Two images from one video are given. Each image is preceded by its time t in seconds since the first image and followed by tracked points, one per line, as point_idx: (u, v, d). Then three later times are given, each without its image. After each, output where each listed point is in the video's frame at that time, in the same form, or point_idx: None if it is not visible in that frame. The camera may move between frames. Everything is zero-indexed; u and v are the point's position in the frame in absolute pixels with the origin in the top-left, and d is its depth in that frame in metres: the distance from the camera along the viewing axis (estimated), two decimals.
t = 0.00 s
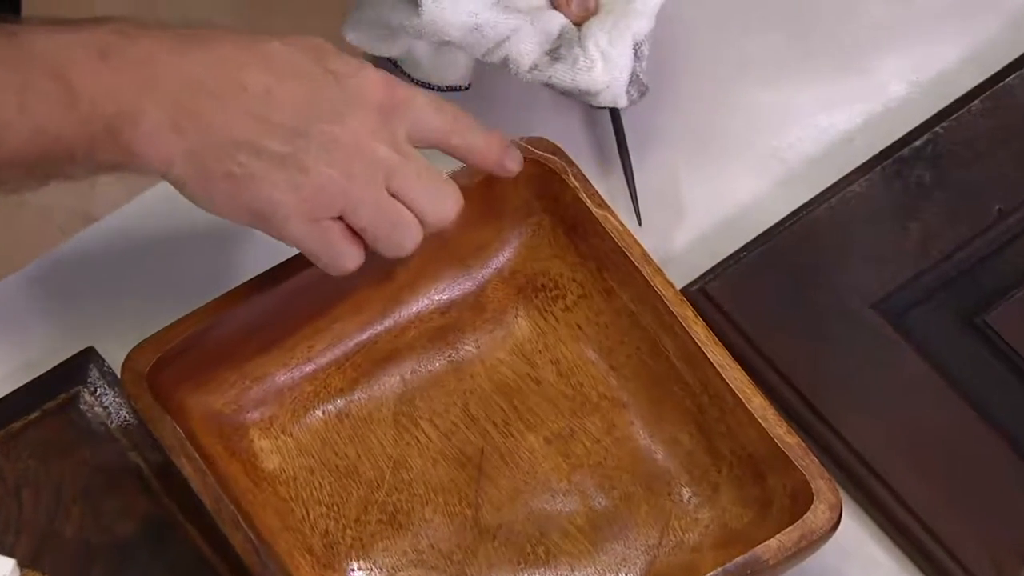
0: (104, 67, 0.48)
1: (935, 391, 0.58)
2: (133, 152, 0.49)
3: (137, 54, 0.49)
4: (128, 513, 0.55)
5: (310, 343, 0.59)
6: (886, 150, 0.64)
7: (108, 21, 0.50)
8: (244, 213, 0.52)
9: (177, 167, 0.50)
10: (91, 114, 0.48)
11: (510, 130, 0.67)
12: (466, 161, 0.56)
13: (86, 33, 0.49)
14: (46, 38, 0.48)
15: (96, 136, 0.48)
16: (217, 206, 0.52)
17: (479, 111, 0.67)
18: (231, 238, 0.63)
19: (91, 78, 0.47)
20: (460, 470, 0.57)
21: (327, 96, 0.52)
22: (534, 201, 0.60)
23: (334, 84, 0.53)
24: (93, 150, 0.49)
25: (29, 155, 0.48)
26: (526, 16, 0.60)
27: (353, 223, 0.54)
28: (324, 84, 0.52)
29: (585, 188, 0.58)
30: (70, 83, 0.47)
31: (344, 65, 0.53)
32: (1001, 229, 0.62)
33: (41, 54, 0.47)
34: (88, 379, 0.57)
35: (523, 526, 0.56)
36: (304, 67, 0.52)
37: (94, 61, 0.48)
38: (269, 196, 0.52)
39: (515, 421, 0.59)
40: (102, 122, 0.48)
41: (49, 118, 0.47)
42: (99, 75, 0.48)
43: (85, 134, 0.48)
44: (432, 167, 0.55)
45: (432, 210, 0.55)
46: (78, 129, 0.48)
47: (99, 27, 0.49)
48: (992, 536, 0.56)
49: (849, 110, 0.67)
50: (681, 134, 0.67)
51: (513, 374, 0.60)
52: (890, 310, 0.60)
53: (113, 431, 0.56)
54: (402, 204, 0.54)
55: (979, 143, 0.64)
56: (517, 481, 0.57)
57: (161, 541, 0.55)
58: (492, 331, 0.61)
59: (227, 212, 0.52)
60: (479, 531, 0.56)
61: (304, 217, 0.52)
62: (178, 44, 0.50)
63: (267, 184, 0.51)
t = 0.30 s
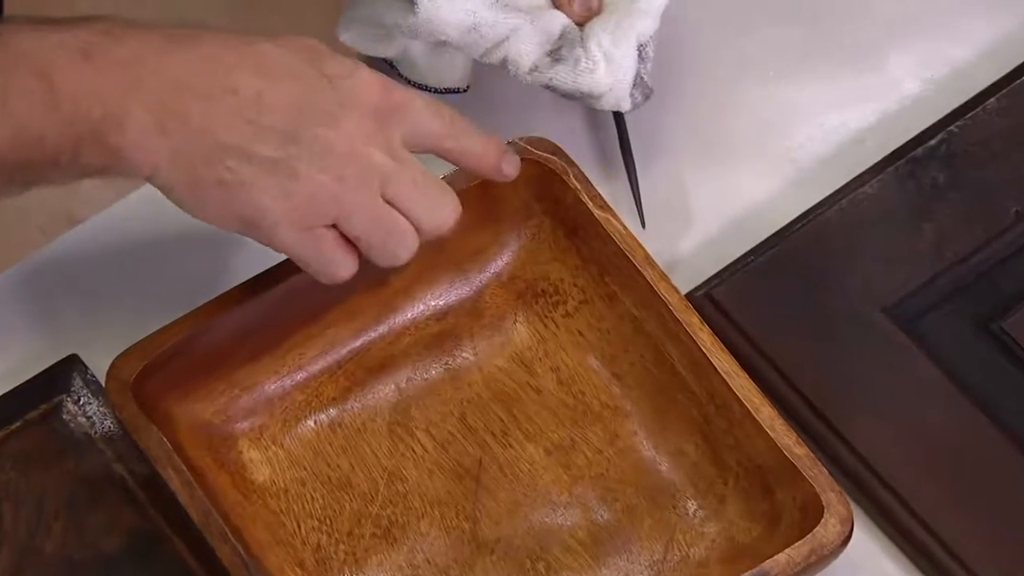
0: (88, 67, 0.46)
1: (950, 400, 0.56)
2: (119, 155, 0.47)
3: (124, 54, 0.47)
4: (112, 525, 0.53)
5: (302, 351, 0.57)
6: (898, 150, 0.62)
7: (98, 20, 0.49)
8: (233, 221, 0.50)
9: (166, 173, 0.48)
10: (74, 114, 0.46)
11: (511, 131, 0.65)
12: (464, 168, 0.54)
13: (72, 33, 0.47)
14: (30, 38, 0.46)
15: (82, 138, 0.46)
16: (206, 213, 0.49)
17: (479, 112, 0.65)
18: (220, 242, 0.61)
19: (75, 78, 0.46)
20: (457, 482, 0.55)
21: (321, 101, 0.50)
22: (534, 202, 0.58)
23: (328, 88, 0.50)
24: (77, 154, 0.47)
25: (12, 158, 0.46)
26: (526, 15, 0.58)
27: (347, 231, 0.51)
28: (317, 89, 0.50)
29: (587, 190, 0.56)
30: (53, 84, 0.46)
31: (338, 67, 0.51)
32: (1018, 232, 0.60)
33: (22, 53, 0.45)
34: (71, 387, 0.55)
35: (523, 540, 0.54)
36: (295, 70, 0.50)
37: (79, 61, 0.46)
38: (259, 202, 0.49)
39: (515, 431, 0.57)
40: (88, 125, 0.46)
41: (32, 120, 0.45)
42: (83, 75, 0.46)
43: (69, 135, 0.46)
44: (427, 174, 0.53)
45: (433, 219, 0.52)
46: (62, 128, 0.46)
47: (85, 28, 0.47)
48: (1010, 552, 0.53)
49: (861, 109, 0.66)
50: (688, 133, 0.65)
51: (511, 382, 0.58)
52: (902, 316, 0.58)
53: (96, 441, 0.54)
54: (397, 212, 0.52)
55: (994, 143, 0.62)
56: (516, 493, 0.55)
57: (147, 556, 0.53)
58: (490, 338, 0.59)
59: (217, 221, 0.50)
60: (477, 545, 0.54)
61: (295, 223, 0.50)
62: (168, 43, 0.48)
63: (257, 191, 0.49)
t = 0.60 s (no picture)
0: (70, 68, 0.44)
1: (965, 409, 0.54)
2: (101, 159, 0.45)
3: (106, 55, 0.45)
4: (94, 539, 0.51)
5: (293, 358, 0.55)
6: (910, 150, 0.60)
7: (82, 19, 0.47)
8: (219, 228, 0.48)
9: (151, 179, 0.46)
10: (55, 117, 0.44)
11: (508, 131, 0.63)
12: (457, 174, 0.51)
13: (53, 32, 0.45)
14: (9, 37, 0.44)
15: (63, 141, 0.44)
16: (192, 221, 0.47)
17: (477, 113, 0.63)
18: (212, 245, 0.59)
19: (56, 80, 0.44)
20: (452, 494, 0.53)
21: (311, 104, 0.48)
22: (533, 204, 0.56)
23: (318, 90, 0.48)
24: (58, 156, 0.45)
25: None
26: (523, 13, 0.56)
27: (338, 239, 0.49)
28: (307, 91, 0.48)
29: (587, 191, 0.54)
30: (34, 86, 0.44)
31: (328, 69, 0.49)
32: None
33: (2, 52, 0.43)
34: (53, 397, 0.53)
35: (521, 554, 0.52)
36: (284, 72, 0.48)
37: (60, 62, 0.44)
38: (246, 209, 0.47)
39: (512, 442, 0.55)
40: (69, 128, 0.44)
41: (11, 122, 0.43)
42: (64, 76, 0.44)
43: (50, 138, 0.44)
44: (420, 179, 0.50)
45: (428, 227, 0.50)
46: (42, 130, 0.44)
47: (66, 27, 0.45)
48: None
49: (872, 106, 0.63)
50: (693, 134, 0.63)
51: (509, 391, 0.56)
52: (913, 323, 0.56)
53: (78, 452, 0.52)
54: (390, 219, 0.50)
55: (1010, 142, 0.60)
56: (514, 506, 0.53)
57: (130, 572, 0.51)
58: (487, 345, 0.57)
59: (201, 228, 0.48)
60: (473, 559, 0.52)
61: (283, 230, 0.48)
62: (155, 44, 0.46)
63: (244, 198, 0.47)
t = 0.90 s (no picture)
0: (48, 65, 0.43)
1: (980, 417, 0.52)
2: (80, 160, 0.43)
3: (87, 50, 0.43)
4: (76, 553, 0.49)
5: (281, 366, 0.53)
6: (923, 150, 0.59)
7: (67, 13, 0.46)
8: (204, 230, 0.46)
9: (135, 181, 0.44)
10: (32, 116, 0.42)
11: (507, 129, 0.61)
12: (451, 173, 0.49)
13: (35, 28, 0.44)
14: None
15: (42, 139, 0.43)
16: (177, 222, 0.46)
17: (474, 112, 0.61)
18: (199, 247, 0.57)
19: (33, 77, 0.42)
20: (448, 506, 0.52)
21: (298, 100, 0.46)
22: (531, 206, 0.54)
23: (306, 86, 0.46)
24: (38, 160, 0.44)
25: None
26: (521, 7, 0.54)
27: (327, 241, 0.47)
28: (294, 88, 0.46)
29: (588, 192, 0.52)
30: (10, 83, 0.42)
31: (317, 65, 0.47)
32: None
33: None
34: (35, 407, 0.51)
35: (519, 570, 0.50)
36: (270, 69, 0.46)
37: (38, 57, 0.43)
38: (231, 210, 0.45)
39: (509, 452, 0.53)
40: (48, 126, 0.43)
41: None
42: (42, 73, 0.42)
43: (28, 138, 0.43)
44: (413, 180, 0.48)
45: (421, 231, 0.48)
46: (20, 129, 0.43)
47: (47, 22, 0.44)
48: None
49: (883, 104, 0.62)
50: (697, 134, 0.61)
51: (506, 400, 0.54)
52: (927, 330, 0.54)
53: (58, 463, 0.50)
54: (382, 220, 0.48)
55: None
56: (512, 519, 0.51)
57: None
58: (484, 352, 0.55)
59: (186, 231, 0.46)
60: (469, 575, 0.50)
61: (270, 234, 0.46)
62: (138, 38, 0.44)
63: (229, 198, 0.45)
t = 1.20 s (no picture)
0: (28, 66, 0.41)
1: (993, 424, 0.51)
2: (59, 165, 0.42)
3: (66, 51, 0.41)
4: (60, 567, 0.47)
5: (271, 373, 0.51)
6: (938, 149, 0.56)
7: (45, 12, 0.44)
8: (187, 236, 0.44)
9: (117, 186, 0.42)
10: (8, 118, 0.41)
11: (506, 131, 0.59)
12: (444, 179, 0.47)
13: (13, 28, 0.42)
14: None
15: (20, 143, 0.41)
16: (160, 226, 0.44)
17: (472, 111, 0.59)
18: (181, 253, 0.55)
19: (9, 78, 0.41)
20: (445, 519, 0.50)
21: (284, 104, 0.44)
22: (530, 207, 0.52)
23: (292, 90, 0.45)
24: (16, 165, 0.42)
25: None
26: (519, 5, 0.52)
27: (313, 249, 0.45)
28: (280, 92, 0.44)
29: (589, 192, 0.50)
30: None
31: (304, 68, 0.45)
32: None
33: None
34: (15, 414, 0.49)
35: None
36: (255, 71, 0.44)
37: (15, 59, 0.41)
38: (216, 217, 0.43)
39: (508, 462, 0.51)
40: (27, 131, 0.41)
41: None
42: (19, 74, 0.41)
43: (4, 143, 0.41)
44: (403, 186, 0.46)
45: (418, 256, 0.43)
46: None
47: (24, 23, 0.42)
48: None
49: (895, 101, 0.60)
50: (703, 133, 0.59)
51: (505, 408, 0.52)
52: (942, 337, 0.53)
53: (41, 474, 0.49)
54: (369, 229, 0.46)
55: None
56: (511, 532, 0.49)
57: None
58: (482, 359, 0.53)
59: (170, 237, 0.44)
60: None
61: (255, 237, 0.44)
62: (121, 38, 0.42)
63: (215, 204, 0.43)
